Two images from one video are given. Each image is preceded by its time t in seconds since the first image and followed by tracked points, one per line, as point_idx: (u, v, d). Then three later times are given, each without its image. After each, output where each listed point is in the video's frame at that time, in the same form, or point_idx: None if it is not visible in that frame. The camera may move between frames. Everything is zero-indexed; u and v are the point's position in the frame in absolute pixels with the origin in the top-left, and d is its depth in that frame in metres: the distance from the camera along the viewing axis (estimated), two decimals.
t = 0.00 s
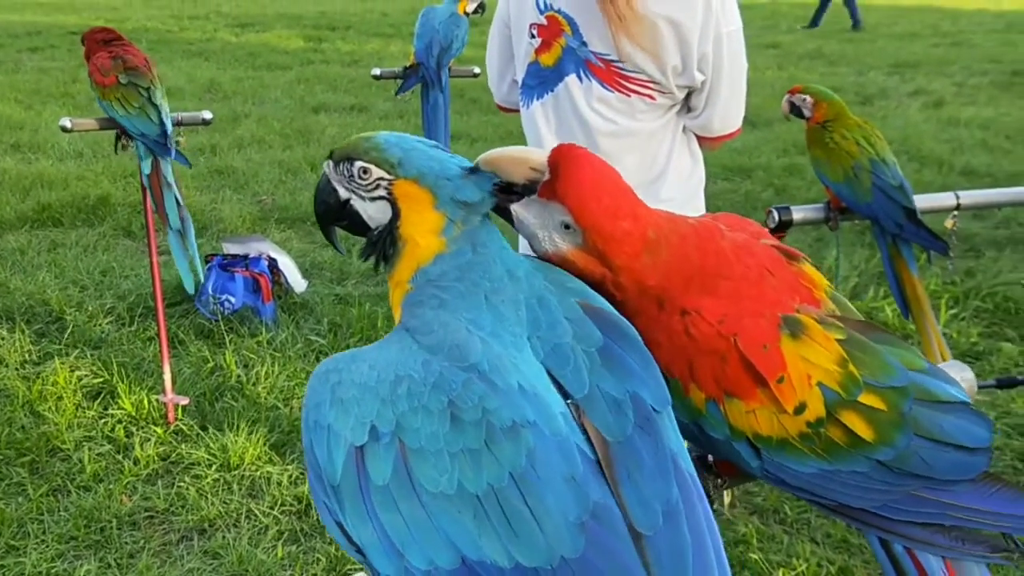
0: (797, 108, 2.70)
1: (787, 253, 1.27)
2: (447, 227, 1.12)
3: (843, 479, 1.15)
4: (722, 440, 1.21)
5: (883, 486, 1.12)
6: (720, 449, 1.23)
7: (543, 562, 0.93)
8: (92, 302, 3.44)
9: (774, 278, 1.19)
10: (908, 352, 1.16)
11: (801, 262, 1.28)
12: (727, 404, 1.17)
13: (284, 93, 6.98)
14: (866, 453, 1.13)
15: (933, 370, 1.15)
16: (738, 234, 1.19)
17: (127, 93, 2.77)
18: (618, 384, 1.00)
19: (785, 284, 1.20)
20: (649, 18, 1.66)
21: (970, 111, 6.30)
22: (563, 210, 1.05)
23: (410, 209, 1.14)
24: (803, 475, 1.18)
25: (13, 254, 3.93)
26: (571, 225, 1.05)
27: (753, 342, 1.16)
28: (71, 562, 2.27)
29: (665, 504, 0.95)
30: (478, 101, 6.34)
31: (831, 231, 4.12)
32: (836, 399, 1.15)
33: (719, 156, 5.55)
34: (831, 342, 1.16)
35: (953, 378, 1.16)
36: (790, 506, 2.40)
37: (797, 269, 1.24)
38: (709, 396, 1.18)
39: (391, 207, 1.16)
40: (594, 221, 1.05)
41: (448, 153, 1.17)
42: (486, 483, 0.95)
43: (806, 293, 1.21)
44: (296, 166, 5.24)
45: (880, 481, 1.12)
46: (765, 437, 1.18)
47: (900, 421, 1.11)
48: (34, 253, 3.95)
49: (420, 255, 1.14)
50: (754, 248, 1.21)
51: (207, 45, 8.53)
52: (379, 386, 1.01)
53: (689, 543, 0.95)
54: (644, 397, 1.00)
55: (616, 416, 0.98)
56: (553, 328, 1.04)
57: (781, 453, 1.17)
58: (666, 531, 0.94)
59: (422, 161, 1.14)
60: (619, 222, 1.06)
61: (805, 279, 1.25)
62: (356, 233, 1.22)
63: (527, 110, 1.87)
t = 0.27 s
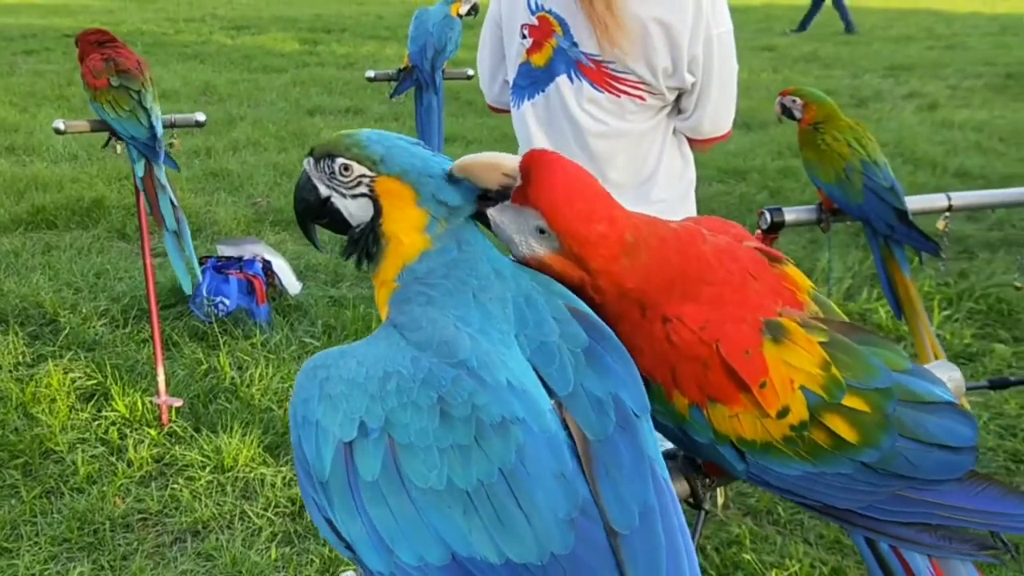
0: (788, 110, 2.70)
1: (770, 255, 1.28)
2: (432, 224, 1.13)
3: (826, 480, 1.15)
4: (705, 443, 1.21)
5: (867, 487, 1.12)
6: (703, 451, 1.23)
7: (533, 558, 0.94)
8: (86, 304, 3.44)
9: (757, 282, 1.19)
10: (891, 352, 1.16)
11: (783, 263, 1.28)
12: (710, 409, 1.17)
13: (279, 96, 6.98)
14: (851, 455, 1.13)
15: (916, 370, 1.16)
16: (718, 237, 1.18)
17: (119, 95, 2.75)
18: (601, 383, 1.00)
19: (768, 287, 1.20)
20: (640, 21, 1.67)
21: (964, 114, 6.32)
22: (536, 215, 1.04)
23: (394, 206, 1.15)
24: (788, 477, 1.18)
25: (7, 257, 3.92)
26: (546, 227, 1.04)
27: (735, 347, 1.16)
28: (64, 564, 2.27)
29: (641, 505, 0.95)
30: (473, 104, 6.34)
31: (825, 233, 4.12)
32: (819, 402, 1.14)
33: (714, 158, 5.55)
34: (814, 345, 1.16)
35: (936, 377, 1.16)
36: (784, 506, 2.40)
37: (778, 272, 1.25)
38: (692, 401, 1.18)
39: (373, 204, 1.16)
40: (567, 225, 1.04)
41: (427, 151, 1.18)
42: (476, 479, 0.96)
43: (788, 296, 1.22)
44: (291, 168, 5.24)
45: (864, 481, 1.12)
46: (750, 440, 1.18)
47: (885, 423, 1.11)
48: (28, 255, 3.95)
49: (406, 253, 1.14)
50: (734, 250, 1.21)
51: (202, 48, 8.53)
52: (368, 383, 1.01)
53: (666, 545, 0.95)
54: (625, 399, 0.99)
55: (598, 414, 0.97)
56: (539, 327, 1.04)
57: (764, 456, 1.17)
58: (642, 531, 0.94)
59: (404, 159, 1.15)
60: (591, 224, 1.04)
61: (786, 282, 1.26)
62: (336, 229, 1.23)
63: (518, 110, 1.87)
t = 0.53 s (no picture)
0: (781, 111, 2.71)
1: (754, 252, 1.28)
2: (422, 217, 1.12)
3: (816, 475, 1.18)
4: (692, 442, 1.23)
5: (856, 480, 1.14)
6: (693, 451, 1.25)
7: (545, 548, 0.94)
8: (81, 307, 3.43)
9: (740, 282, 1.21)
10: (875, 344, 1.18)
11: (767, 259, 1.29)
12: (696, 409, 1.20)
13: (276, 99, 6.98)
14: (838, 451, 1.15)
15: (902, 362, 1.18)
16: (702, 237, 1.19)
17: (110, 96, 2.74)
18: (601, 377, 1.00)
19: (751, 286, 1.22)
20: (632, 21, 1.67)
21: (958, 116, 6.32)
22: (509, 209, 1.03)
23: (381, 200, 1.14)
24: (776, 473, 1.20)
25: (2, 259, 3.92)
26: (519, 222, 1.04)
27: (721, 347, 1.18)
28: (58, 567, 2.27)
29: (643, 496, 0.95)
30: (469, 107, 6.34)
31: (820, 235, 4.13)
32: (804, 399, 1.17)
33: (709, 160, 5.56)
34: (799, 342, 1.18)
35: (922, 368, 1.18)
36: (779, 507, 2.40)
37: (762, 270, 1.25)
38: (678, 402, 1.20)
39: (360, 197, 1.16)
40: (540, 219, 1.03)
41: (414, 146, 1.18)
42: (488, 472, 0.96)
43: (772, 294, 1.23)
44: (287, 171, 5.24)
45: (854, 475, 1.14)
46: (737, 440, 1.21)
47: (871, 417, 1.14)
48: (23, 258, 3.94)
49: (398, 248, 1.13)
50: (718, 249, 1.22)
51: (198, 51, 8.53)
52: (374, 380, 1.01)
53: (665, 534, 0.95)
54: (623, 397, 0.99)
55: (598, 409, 0.98)
56: (538, 321, 1.04)
57: (753, 454, 1.20)
58: (643, 520, 0.94)
59: (391, 153, 1.15)
60: (566, 217, 1.04)
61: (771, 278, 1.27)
62: (325, 226, 1.22)
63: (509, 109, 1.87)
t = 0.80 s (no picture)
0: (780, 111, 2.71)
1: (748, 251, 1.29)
2: (423, 213, 1.13)
3: (811, 472, 1.17)
4: (687, 440, 1.22)
5: (852, 477, 1.13)
6: (687, 448, 1.23)
7: (556, 540, 0.94)
8: (80, 307, 3.43)
9: (733, 281, 1.20)
10: (871, 341, 1.17)
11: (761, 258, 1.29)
12: (689, 408, 1.18)
13: (275, 100, 6.98)
14: (833, 448, 1.15)
15: (898, 359, 1.16)
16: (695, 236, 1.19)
17: (108, 98, 2.71)
18: (605, 372, 1.01)
19: (744, 285, 1.21)
20: (630, 21, 1.68)
21: (957, 117, 6.33)
22: (509, 203, 1.05)
23: (382, 195, 1.15)
24: (772, 471, 1.20)
25: (1, 260, 3.92)
26: (519, 217, 1.06)
27: (713, 346, 1.17)
28: (58, 567, 2.27)
29: (649, 489, 0.94)
30: (469, 108, 6.35)
31: (819, 236, 4.13)
32: (798, 397, 1.17)
33: (709, 161, 5.56)
34: (792, 340, 1.17)
35: (918, 365, 1.17)
36: (778, 507, 2.41)
37: (756, 267, 1.26)
38: (671, 400, 1.19)
39: (360, 193, 1.17)
40: (540, 214, 1.04)
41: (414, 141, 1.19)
42: (501, 464, 0.96)
43: (766, 292, 1.23)
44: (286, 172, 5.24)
45: (850, 472, 1.13)
46: (730, 438, 1.19)
47: (866, 415, 1.13)
48: (22, 259, 3.94)
49: (401, 243, 1.14)
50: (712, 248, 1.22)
51: (198, 53, 8.53)
52: (387, 372, 1.01)
53: (671, 528, 0.94)
54: (628, 393, 1.00)
55: (604, 403, 0.98)
56: (544, 317, 1.05)
57: (747, 451, 1.19)
58: (650, 513, 0.94)
59: (391, 148, 1.16)
60: (565, 214, 1.05)
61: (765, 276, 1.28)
62: (325, 220, 1.23)
63: (508, 109, 1.88)
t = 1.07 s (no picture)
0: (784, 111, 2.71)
1: (753, 248, 1.24)
2: (437, 208, 1.12)
3: (817, 471, 1.10)
4: (694, 438, 1.15)
5: (859, 475, 1.06)
6: (693, 446, 1.17)
7: (576, 528, 0.92)
8: (83, 308, 3.44)
9: (739, 278, 1.15)
10: (877, 339, 1.11)
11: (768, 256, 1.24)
12: (695, 405, 1.12)
13: (277, 101, 6.99)
14: (840, 445, 1.08)
15: (908, 356, 1.10)
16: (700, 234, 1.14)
17: (111, 99, 2.70)
18: (624, 363, 0.99)
19: (750, 283, 1.15)
20: (633, 20, 1.68)
21: (958, 118, 6.33)
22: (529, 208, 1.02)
23: (396, 190, 1.14)
24: (777, 468, 1.13)
25: (4, 261, 3.93)
26: (537, 221, 1.02)
27: (718, 345, 1.11)
28: (63, 566, 2.28)
29: (663, 478, 0.92)
30: (470, 109, 6.35)
31: (822, 236, 4.14)
32: (804, 395, 1.11)
33: (710, 161, 5.57)
34: (797, 338, 1.11)
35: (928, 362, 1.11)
36: (782, 507, 2.41)
37: (761, 265, 1.20)
38: (676, 398, 1.13)
39: (373, 186, 1.15)
40: (559, 221, 1.01)
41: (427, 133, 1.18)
42: (524, 451, 0.94)
43: (771, 290, 1.17)
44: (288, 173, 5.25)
45: (856, 470, 1.06)
46: (736, 435, 1.13)
47: (872, 412, 1.06)
48: (25, 259, 3.95)
49: (416, 238, 1.13)
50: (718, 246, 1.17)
51: (199, 54, 8.54)
52: (412, 357, 0.99)
53: (685, 522, 0.92)
54: (645, 387, 0.98)
55: (621, 394, 0.95)
56: (563, 310, 1.03)
57: (752, 449, 1.12)
58: (665, 505, 0.91)
59: (404, 142, 1.14)
60: (582, 221, 1.01)
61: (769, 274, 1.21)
62: (337, 213, 1.22)
63: (513, 108, 1.89)
